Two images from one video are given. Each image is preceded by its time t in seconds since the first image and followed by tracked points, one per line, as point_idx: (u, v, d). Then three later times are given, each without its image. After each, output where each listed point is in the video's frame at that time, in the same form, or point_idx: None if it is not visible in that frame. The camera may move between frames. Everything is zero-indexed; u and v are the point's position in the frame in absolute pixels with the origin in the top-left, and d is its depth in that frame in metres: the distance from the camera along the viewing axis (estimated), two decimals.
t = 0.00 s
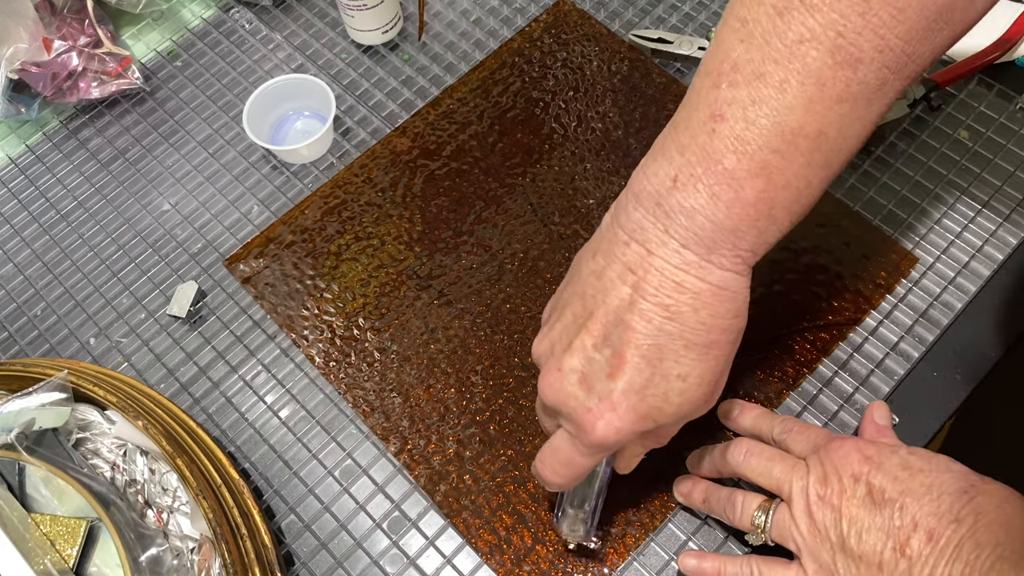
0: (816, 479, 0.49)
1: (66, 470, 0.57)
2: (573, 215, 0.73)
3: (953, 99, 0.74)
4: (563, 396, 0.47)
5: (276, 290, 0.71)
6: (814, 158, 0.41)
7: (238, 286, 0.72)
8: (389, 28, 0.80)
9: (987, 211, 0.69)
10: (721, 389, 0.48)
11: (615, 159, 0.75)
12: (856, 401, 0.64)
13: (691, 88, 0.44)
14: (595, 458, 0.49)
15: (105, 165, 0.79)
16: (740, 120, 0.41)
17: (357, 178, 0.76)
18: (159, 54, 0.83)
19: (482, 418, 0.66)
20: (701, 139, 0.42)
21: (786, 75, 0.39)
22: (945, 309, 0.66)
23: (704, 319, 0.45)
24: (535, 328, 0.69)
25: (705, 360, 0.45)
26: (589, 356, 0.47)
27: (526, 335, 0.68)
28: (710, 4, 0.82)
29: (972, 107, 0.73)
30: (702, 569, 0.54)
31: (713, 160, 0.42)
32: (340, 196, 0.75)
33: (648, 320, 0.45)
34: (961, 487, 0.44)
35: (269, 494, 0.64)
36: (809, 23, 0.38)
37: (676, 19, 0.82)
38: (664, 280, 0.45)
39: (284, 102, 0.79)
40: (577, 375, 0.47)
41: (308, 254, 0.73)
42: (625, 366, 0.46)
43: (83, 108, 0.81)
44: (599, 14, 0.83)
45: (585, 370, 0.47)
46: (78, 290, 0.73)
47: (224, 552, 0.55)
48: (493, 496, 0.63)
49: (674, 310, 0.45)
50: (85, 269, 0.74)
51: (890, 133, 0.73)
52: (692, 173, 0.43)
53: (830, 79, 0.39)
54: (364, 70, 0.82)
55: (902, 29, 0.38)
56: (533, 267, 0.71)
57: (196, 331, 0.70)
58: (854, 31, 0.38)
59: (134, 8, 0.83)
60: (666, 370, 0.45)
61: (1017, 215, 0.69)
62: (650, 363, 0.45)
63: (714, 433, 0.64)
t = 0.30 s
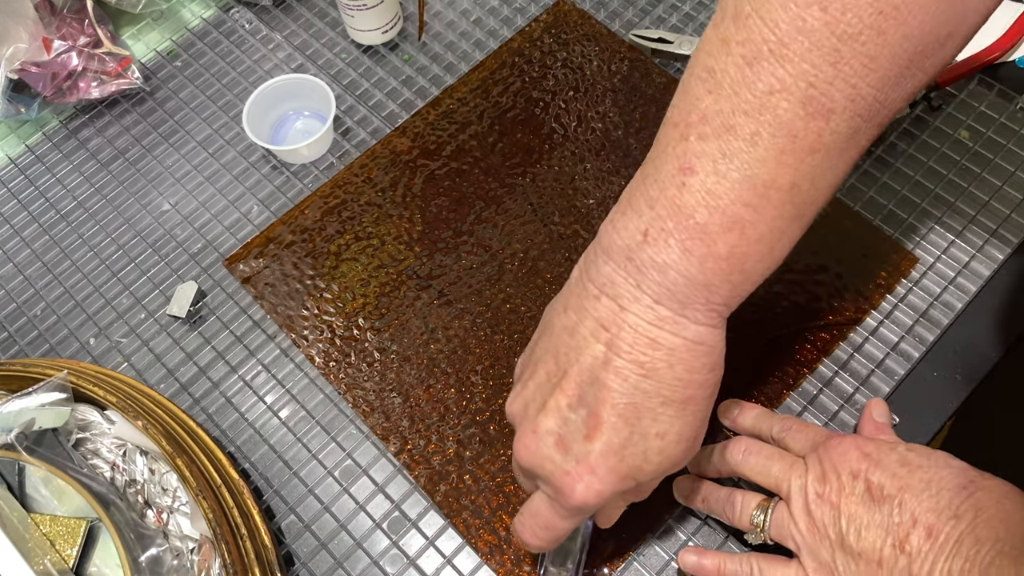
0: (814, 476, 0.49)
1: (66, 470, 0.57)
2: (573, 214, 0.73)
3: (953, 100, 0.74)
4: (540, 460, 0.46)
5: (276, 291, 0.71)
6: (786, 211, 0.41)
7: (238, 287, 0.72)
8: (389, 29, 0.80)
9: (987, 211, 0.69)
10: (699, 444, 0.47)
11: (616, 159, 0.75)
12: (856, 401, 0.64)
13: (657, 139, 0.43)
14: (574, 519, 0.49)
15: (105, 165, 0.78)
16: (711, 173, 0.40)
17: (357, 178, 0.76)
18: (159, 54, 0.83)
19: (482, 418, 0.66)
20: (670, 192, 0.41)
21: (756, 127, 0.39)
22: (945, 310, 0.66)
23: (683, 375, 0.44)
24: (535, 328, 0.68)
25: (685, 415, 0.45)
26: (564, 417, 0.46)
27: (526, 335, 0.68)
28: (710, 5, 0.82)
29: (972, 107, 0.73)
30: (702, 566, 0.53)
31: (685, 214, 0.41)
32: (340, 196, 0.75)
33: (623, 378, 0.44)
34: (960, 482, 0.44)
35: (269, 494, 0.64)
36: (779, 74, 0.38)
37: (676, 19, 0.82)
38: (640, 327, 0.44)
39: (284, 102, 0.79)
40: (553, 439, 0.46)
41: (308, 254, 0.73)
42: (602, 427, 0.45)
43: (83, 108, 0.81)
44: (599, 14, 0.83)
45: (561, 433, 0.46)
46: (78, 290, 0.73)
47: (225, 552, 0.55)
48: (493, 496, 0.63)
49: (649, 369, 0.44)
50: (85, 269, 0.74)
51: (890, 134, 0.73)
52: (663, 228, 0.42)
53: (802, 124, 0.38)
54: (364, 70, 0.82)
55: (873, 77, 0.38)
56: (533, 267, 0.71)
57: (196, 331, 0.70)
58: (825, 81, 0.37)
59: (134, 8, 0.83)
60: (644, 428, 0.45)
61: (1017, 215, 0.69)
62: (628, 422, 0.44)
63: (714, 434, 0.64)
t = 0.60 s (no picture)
0: (813, 471, 0.49)
1: (66, 471, 0.57)
2: (574, 214, 0.73)
3: (954, 100, 0.74)
4: (539, 487, 0.47)
5: (276, 291, 0.71)
6: (789, 237, 0.41)
7: (238, 287, 0.72)
8: (389, 28, 0.80)
9: (987, 211, 0.69)
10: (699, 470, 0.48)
11: (616, 159, 0.75)
12: (857, 401, 0.64)
13: (657, 162, 0.43)
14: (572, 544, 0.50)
15: (105, 165, 0.78)
16: (713, 198, 0.40)
17: (357, 178, 0.76)
18: (159, 54, 0.83)
19: (482, 418, 0.66)
20: (673, 217, 0.41)
21: (760, 152, 0.39)
22: (945, 310, 0.66)
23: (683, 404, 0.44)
24: (535, 327, 0.68)
25: (686, 441, 0.45)
26: (563, 444, 0.46)
27: (525, 335, 0.68)
28: (710, 5, 0.82)
29: (973, 107, 0.73)
30: (701, 560, 0.53)
31: (687, 239, 0.41)
32: (340, 196, 0.75)
33: (623, 406, 0.45)
34: (959, 472, 0.44)
35: (269, 494, 0.64)
36: (785, 97, 0.38)
37: (676, 19, 0.82)
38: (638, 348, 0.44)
39: (284, 102, 0.79)
40: (551, 465, 0.47)
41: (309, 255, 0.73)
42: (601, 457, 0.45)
43: (83, 109, 0.81)
44: (599, 14, 0.83)
45: (559, 461, 0.46)
46: (77, 291, 0.73)
47: (224, 552, 0.55)
48: (493, 496, 0.63)
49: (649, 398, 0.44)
50: (85, 269, 0.74)
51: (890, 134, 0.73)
52: (665, 253, 0.42)
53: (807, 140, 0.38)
54: (364, 70, 0.82)
55: (879, 101, 0.38)
56: (531, 266, 0.71)
57: (196, 331, 0.70)
58: (829, 106, 0.38)
59: (134, 8, 0.83)
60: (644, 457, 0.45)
61: (1017, 215, 0.69)
62: (627, 450, 0.45)
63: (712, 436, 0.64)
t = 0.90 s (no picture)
0: (806, 464, 0.50)
1: (66, 471, 0.57)
2: (574, 212, 0.73)
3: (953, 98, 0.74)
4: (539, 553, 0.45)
5: (276, 281, 0.71)
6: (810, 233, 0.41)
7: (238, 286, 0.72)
8: (388, 28, 0.80)
9: (987, 211, 0.69)
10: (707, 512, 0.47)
11: (616, 158, 0.75)
12: (856, 401, 0.64)
13: (686, 178, 0.44)
14: None
15: (105, 165, 0.78)
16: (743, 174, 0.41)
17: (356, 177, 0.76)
18: (159, 54, 0.83)
19: (476, 412, 0.66)
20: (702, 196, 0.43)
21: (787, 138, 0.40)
22: (945, 309, 0.66)
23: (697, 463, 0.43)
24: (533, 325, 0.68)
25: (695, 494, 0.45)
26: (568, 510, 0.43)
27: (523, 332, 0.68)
28: (710, 4, 0.82)
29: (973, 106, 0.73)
30: (694, 552, 0.53)
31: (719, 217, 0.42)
32: (342, 188, 0.75)
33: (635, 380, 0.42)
34: (949, 463, 0.43)
35: (269, 494, 0.64)
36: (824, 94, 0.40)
37: (677, 19, 0.82)
38: (634, 393, 0.42)
39: (284, 101, 0.79)
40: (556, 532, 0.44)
41: (306, 253, 0.72)
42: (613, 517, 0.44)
43: (83, 108, 0.81)
44: (599, 13, 0.82)
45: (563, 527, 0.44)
46: (78, 291, 0.73)
47: (225, 552, 0.55)
48: (485, 488, 0.63)
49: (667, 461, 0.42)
50: (85, 269, 0.74)
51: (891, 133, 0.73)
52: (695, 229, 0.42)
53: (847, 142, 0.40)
54: (364, 70, 0.82)
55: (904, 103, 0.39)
56: (530, 263, 0.71)
57: (196, 331, 0.70)
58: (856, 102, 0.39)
59: (134, 9, 0.83)
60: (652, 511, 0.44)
61: (1017, 215, 0.69)
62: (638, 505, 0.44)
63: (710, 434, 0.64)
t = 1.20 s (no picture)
0: (809, 467, 0.50)
1: (67, 470, 0.57)
2: (574, 214, 0.73)
3: (953, 100, 0.74)
4: None
5: (276, 282, 0.72)
6: None
7: (238, 286, 0.72)
8: (389, 29, 0.80)
9: (987, 211, 0.69)
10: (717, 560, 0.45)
11: (616, 159, 0.75)
12: (856, 401, 0.64)
13: None
14: None
15: (105, 165, 0.79)
16: None
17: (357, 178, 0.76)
18: (159, 54, 0.84)
19: (476, 411, 0.66)
20: None
21: None
22: (945, 309, 0.66)
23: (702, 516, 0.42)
24: (533, 324, 0.69)
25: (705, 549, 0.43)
26: None
27: (522, 332, 0.68)
28: (710, 4, 0.82)
29: (972, 107, 0.73)
30: (691, 556, 0.53)
31: None
32: (342, 189, 0.75)
33: None
34: (954, 476, 0.44)
35: (269, 494, 0.64)
36: None
37: (676, 19, 0.82)
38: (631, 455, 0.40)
39: (284, 101, 0.79)
40: None
41: (307, 253, 0.72)
42: None
43: (83, 108, 0.81)
44: (599, 13, 0.82)
45: None
46: (78, 290, 0.73)
47: (225, 552, 0.55)
48: (485, 488, 0.63)
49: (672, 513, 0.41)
50: (85, 269, 0.74)
51: (890, 133, 0.73)
52: None
53: None
54: (364, 70, 0.82)
55: None
56: (529, 264, 0.71)
57: (196, 331, 0.70)
58: None
59: (134, 9, 0.83)
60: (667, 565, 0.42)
61: (1016, 215, 0.69)
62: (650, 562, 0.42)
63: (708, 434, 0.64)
